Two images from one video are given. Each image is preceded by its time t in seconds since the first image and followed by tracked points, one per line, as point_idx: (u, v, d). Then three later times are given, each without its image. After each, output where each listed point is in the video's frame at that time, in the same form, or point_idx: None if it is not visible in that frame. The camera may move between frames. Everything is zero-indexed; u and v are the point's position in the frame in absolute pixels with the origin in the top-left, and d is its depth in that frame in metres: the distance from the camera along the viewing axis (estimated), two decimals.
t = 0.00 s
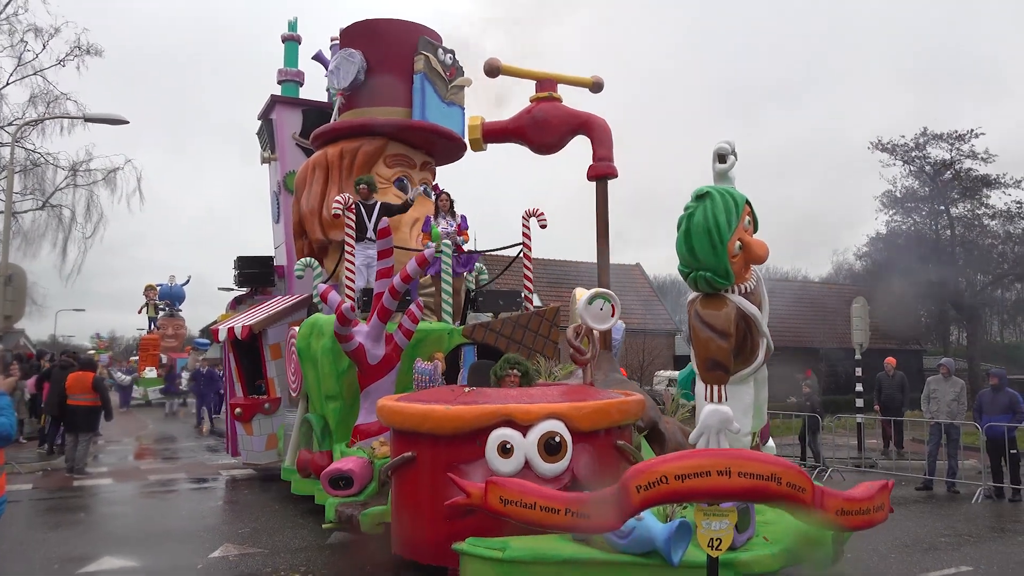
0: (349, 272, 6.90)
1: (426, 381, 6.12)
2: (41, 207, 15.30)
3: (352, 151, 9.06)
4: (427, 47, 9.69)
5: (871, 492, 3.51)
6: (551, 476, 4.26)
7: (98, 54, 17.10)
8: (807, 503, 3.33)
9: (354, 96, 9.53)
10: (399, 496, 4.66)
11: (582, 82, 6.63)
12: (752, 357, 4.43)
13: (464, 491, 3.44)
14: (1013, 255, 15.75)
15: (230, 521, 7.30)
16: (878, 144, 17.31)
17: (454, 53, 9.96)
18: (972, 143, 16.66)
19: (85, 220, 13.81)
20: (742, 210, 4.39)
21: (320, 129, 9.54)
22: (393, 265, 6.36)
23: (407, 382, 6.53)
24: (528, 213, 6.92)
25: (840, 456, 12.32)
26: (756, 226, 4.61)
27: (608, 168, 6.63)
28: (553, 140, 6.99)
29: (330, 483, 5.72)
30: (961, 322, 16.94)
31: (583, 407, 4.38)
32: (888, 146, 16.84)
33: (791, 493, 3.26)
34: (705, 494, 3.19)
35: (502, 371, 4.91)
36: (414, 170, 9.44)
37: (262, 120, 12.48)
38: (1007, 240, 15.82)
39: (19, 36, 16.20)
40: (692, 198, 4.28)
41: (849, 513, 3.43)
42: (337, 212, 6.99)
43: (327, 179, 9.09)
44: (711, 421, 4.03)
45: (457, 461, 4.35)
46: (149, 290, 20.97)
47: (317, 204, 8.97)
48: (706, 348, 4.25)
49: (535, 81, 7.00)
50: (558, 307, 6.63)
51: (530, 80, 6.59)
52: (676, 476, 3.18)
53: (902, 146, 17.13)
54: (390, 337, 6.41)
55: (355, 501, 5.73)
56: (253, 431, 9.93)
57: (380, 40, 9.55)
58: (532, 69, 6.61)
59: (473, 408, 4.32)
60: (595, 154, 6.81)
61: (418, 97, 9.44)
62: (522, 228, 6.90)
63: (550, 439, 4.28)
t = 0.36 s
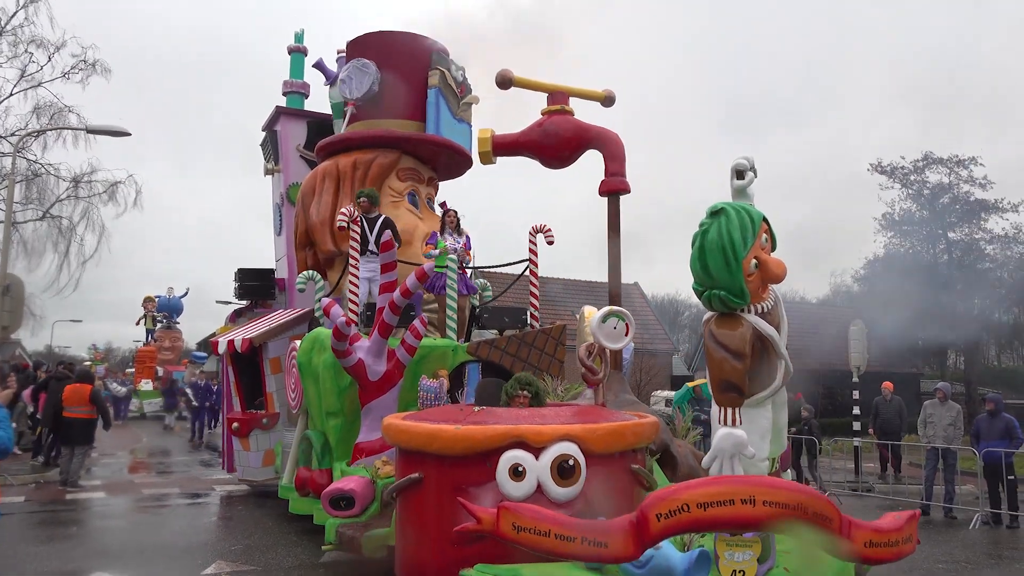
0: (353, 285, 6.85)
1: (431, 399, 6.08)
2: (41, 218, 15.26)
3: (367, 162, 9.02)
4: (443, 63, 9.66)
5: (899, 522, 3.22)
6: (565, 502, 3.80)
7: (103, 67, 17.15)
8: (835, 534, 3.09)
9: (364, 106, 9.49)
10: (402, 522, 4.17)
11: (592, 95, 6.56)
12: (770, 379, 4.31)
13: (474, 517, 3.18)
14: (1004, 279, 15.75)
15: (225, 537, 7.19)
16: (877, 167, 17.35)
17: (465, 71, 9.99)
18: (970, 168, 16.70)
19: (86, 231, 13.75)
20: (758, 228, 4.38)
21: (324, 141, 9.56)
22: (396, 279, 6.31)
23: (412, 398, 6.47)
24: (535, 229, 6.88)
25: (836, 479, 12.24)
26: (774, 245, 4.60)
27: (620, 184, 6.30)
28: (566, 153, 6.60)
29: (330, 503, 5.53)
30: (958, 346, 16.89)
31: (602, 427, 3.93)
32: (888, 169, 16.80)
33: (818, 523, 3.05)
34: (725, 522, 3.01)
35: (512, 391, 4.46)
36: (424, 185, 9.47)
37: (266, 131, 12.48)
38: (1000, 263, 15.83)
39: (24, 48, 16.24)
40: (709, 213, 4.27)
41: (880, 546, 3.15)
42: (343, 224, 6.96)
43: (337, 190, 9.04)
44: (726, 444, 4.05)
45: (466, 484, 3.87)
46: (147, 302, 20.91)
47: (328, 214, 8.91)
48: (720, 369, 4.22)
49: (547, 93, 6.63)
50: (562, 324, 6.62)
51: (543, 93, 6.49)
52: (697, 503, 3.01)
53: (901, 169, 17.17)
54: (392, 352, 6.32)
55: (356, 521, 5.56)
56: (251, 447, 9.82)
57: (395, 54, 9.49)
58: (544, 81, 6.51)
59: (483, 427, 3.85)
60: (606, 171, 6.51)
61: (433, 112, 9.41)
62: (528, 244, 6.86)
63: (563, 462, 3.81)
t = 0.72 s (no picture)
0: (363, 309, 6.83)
1: (443, 427, 5.92)
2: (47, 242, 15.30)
3: (378, 187, 9.07)
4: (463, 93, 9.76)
5: (938, 561, 3.17)
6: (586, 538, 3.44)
7: (113, 94, 17.30)
8: None
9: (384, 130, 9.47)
10: (412, 559, 3.80)
11: (610, 120, 6.49)
12: (795, 409, 4.19)
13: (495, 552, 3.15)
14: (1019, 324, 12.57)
15: (227, 564, 7.10)
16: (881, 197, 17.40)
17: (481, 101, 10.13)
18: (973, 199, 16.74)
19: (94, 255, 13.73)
20: (778, 253, 4.35)
21: (336, 164, 9.58)
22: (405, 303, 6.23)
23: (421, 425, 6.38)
24: (547, 254, 6.87)
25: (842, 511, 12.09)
26: (796, 270, 4.54)
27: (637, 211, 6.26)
28: (580, 176, 6.47)
29: (336, 533, 5.38)
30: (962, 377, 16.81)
31: (627, 457, 3.59)
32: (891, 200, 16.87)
33: (853, 563, 2.96)
34: (757, 561, 2.93)
35: (529, 421, 4.22)
36: (435, 210, 9.49)
37: (276, 155, 12.54)
38: None
39: (35, 74, 16.40)
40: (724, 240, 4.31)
41: None
42: (354, 248, 6.95)
43: (349, 213, 9.06)
44: (744, 476, 3.91)
45: (481, 517, 3.52)
46: (151, 326, 20.90)
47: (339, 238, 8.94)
48: (737, 399, 4.22)
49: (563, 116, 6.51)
50: (575, 352, 6.70)
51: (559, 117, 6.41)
52: (729, 539, 2.93)
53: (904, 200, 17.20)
54: (400, 379, 6.26)
55: (363, 552, 5.48)
56: (255, 473, 9.78)
57: (417, 81, 9.52)
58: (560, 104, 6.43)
59: (499, 456, 3.52)
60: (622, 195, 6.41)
61: (453, 141, 9.55)
62: (540, 269, 6.83)
63: (585, 495, 3.48)
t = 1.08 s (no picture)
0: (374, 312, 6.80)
1: (458, 432, 6.00)
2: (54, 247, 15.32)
3: (389, 188, 9.05)
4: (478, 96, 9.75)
5: None
6: (611, 546, 3.35)
7: (120, 100, 17.34)
8: None
9: (398, 130, 9.43)
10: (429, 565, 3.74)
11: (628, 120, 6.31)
12: (821, 415, 4.16)
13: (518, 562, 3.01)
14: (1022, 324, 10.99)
15: (234, 570, 7.07)
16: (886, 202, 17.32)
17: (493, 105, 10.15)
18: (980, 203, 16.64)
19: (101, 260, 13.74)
20: (800, 254, 4.29)
21: (346, 165, 9.54)
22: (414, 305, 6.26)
23: (431, 432, 6.38)
24: (559, 257, 6.83)
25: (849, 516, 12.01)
26: (822, 270, 4.46)
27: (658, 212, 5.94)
28: (600, 177, 6.22)
29: (349, 541, 5.39)
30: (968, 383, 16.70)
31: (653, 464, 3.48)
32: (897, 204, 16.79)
33: None
34: None
35: (547, 422, 4.10)
36: (444, 212, 9.47)
37: (284, 158, 12.54)
38: None
39: (42, 81, 16.45)
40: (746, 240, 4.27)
41: None
42: (365, 250, 6.92)
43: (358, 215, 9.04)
44: (767, 483, 3.74)
45: (503, 524, 3.43)
46: (157, 331, 20.93)
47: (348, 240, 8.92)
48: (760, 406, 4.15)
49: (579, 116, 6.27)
50: (589, 355, 6.59)
51: (577, 117, 6.17)
52: (767, 552, 2.65)
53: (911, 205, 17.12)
54: (410, 383, 6.23)
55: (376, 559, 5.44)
56: (263, 478, 9.74)
57: (433, 82, 9.53)
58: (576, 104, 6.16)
59: (521, 462, 3.43)
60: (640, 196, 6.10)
61: (468, 142, 9.52)
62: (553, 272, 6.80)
63: (610, 502, 3.36)
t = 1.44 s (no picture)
0: (377, 314, 6.77)
1: (465, 436, 6.15)
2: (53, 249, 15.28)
3: (392, 189, 9.02)
4: (482, 99, 9.83)
5: None
6: (628, 555, 3.28)
7: (120, 103, 17.32)
8: None
9: (406, 130, 9.39)
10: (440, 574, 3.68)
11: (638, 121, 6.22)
12: (837, 419, 4.08)
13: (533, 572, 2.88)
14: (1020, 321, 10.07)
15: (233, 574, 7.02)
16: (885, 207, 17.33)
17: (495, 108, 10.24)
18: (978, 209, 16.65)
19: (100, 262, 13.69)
20: (812, 255, 4.24)
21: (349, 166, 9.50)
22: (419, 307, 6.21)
23: (434, 435, 6.37)
24: (565, 259, 6.80)
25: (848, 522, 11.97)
26: (836, 271, 4.41)
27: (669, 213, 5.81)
28: (610, 177, 6.08)
29: (355, 546, 5.32)
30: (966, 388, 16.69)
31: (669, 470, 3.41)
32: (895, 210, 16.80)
33: None
34: None
35: (558, 428, 4.05)
36: (447, 213, 9.46)
37: (284, 159, 12.51)
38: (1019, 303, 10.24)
39: (42, 84, 16.43)
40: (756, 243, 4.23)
41: None
42: (368, 251, 6.88)
43: (361, 216, 9.01)
44: (778, 488, 3.91)
45: (517, 533, 3.36)
46: (156, 333, 20.88)
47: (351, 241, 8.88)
48: (772, 410, 4.15)
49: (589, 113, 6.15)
50: (595, 358, 6.44)
51: (587, 115, 6.07)
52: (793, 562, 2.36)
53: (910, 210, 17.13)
54: (415, 388, 6.18)
55: (383, 568, 5.40)
56: (264, 483, 9.69)
57: (439, 82, 9.54)
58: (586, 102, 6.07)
59: (534, 469, 3.36)
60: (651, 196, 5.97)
61: (475, 144, 9.60)
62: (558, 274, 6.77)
63: (625, 510, 3.29)
